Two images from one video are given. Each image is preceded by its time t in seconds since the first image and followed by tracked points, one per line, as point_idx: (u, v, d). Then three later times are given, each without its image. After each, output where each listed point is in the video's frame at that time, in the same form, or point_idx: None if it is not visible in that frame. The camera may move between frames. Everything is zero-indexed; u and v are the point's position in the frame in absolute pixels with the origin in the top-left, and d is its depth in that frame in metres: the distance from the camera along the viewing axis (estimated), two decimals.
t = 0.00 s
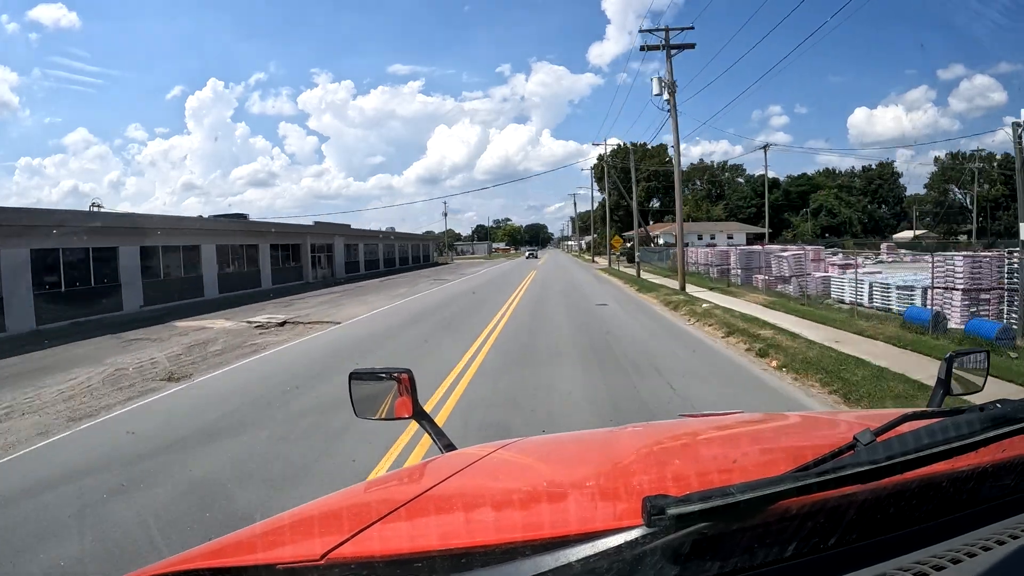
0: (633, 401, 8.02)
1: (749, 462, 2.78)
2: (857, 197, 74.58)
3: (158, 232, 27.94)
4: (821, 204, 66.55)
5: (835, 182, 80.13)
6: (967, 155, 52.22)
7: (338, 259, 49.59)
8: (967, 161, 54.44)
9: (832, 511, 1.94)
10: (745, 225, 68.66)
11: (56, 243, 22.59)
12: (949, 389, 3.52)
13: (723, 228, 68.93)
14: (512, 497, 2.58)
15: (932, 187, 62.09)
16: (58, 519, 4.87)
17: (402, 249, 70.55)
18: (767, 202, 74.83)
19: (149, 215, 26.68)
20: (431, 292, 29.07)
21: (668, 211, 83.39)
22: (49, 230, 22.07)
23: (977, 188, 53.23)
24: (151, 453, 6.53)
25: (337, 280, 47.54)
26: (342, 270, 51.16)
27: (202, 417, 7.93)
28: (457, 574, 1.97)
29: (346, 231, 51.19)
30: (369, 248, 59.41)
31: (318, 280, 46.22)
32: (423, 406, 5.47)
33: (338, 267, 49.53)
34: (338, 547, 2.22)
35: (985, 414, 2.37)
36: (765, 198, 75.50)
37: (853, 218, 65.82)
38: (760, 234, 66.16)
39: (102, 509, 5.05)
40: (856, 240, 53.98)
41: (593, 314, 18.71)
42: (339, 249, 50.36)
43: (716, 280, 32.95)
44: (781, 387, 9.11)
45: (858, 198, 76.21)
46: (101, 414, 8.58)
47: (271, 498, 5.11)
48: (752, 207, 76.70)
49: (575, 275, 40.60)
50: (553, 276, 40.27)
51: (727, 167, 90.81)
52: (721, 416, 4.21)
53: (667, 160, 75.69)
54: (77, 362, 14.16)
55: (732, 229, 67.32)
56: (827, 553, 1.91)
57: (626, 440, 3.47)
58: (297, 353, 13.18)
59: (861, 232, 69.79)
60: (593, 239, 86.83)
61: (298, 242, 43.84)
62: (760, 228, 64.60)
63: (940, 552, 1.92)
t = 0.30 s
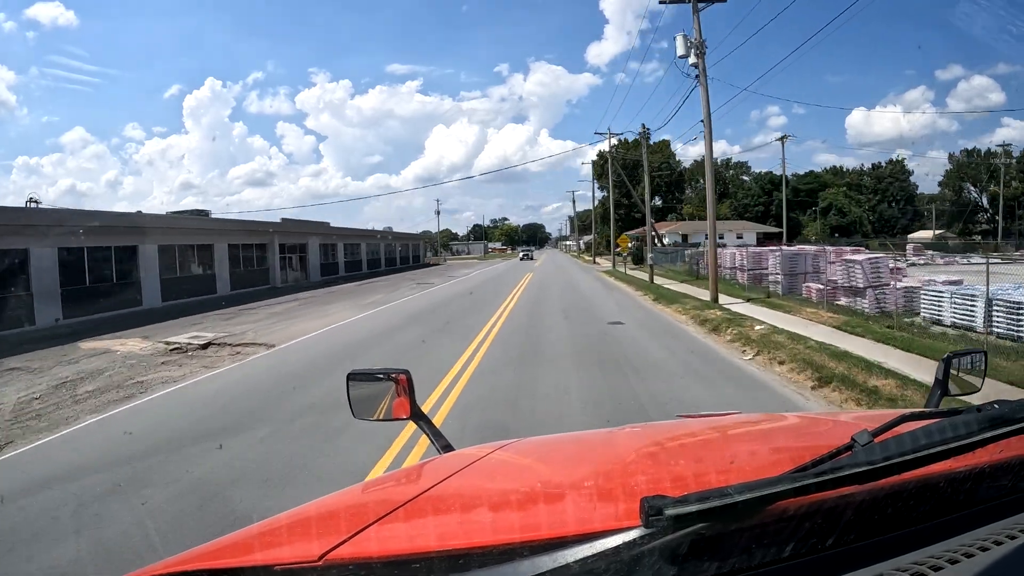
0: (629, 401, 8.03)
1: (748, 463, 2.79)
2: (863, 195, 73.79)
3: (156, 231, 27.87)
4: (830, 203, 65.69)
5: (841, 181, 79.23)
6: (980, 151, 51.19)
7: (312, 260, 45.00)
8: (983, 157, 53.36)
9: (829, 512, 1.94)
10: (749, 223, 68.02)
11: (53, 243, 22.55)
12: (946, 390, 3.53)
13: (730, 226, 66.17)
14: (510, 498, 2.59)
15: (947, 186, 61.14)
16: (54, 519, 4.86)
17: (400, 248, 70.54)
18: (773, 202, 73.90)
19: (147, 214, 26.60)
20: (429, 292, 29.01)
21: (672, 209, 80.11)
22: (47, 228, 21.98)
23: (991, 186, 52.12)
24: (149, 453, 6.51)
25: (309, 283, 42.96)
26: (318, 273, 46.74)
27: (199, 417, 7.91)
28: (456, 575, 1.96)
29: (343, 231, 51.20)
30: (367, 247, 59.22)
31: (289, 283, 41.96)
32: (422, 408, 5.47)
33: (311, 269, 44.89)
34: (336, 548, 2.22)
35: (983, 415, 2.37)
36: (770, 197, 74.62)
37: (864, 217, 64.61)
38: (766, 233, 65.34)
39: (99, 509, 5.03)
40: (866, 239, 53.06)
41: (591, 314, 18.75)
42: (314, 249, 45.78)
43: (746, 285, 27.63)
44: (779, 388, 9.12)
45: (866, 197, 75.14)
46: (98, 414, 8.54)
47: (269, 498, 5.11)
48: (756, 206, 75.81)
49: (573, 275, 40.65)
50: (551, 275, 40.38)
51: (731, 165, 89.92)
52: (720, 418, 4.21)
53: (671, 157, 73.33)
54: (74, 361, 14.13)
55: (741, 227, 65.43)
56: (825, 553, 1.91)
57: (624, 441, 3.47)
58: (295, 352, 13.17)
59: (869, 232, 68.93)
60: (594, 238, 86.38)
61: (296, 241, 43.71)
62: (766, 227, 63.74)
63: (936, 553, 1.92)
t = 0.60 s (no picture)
0: (626, 400, 8.02)
1: (746, 461, 2.80)
2: (872, 194, 72.43)
3: (152, 230, 27.81)
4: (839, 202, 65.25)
5: (849, 180, 77.75)
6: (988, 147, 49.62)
7: (279, 260, 40.15)
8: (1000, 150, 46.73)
9: (827, 510, 1.95)
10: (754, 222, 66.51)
11: (50, 243, 22.47)
12: (943, 388, 3.53)
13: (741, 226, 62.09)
14: (509, 497, 2.59)
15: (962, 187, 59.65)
16: (53, 520, 4.86)
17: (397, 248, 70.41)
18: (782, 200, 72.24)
19: (144, 213, 26.51)
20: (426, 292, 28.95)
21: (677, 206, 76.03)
22: (44, 228, 21.94)
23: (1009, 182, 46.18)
24: (148, 452, 6.52)
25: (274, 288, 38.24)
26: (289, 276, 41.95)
27: (198, 418, 7.89)
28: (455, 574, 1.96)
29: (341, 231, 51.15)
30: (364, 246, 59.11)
31: (251, 287, 37.25)
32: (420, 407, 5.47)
33: (279, 271, 40.05)
34: (335, 548, 2.21)
35: (980, 413, 2.38)
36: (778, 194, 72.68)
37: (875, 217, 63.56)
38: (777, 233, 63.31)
39: (96, 510, 5.02)
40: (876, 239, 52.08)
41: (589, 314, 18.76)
42: (283, 250, 41.05)
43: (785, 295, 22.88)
44: (775, 387, 9.12)
45: (879, 195, 72.94)
46: (95, 415, 8.51)
47: (268, 498, 5.11)
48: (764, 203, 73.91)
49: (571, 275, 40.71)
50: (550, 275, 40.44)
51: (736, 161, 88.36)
52: (718, 416, 4.22)
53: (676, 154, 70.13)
54: (72, 361, 14.14)
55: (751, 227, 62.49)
56: (824, 551, 1.91)
57: (623, 440, 3.47)
58: (293, 352, 13.17)
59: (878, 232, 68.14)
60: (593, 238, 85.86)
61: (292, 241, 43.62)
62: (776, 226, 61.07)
63: (934, 550, 1.93)
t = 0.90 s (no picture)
0: (624, 401, 8.00)
1: (742, 461, 2.81)
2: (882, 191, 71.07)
3: (148, 230, 27.74)
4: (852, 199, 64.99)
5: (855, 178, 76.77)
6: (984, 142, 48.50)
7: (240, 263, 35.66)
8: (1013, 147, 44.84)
9: (824, 511, 1.95)
10: (763, 219, 64.59)
11: (46, 242, 22.39)
12: (939, 390, 3.53)
13: (750, 224, 58.29)
14: (505, 497, 2.58)
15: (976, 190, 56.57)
16: (49, 520, 4.83)
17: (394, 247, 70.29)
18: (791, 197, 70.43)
19: (140, 213, 26.44)
20: (424, 292, 28.87)
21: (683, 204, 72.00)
22: (40, 228, 21.89)
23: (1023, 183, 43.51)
24: (145, 452, 6.50)
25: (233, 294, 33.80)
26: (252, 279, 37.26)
27: (195, 417, 7.89)
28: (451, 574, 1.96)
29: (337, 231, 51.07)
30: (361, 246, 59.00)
31: (202, 294, 32.48)
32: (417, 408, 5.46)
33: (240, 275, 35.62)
34: (330, 547, 2.20)
35: (976, 414, 2.38)
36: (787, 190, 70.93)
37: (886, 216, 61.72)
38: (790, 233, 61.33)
39: (90, 510, 4.99)
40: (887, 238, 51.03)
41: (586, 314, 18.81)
42: (244, 250, 36.27)
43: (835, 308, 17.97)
44: (772, 388, 9.11)
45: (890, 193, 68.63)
46: (89, 415, 8.46)
47: (266, 497, 5.11)
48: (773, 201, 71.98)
49: (569, 275, 40.85)
50: (547, 275, 40.57)
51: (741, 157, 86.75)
52: (716, 417, 4.22)
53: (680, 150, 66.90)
54: (69, 360, 14.11)
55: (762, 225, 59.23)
56: (820, 552, 1.91)
57: (619, 440, 3.47)
58: (291, 351, 13.16)
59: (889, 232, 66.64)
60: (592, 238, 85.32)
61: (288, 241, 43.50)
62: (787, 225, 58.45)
63: (930, 552, 1.92)
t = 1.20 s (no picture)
0: (623, 401, 8.02)
1: (742, 461, 2.81)
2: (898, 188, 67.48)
3: (148, 229, 27.77)
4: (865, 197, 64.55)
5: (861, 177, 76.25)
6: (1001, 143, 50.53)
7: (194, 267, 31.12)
8: None
9: (824, 510, 1.95)
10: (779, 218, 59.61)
11: (46, 242, 22.37)
12: (940, 389, 3.53)
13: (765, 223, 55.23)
14: (505, 497, 2.59)
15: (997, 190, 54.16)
16: (50, 520, 4.83)
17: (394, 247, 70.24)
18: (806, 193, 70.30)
19: (140, 212, 26.43)
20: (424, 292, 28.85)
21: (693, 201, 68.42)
22: (41, 227, 21.92)
23: None
24: (145, 452, 6.50)
25: (186, 304, 29.28)
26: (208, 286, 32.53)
27: (196, 416, 7.90)
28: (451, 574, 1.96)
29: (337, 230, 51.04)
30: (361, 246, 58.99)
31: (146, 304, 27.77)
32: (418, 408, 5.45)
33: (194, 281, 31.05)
34: (331, 547, 2.21)
35: (977, 414, 2.38)
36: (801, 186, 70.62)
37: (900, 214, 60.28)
38: (809, 232, 60.26)
39: (92, 510, 4.99)
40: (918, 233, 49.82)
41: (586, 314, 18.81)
42: (200, 252, 31.72)
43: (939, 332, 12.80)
44: (773, 388, 9.08)
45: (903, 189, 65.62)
46: (89, 415, 8.45)
47: (266, 497, 5.10)
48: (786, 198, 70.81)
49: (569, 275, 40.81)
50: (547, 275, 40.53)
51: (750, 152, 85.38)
52: (717, 416, 4.22)
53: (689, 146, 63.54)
54: (70, 360, 14.15)
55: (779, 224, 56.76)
56: (820, 551, 1.92)
57: (620, 440, 3.47)
58: (292, 351, 13.18)
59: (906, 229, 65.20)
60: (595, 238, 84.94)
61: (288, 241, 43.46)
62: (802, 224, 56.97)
63: (931, 551, 1.93)
